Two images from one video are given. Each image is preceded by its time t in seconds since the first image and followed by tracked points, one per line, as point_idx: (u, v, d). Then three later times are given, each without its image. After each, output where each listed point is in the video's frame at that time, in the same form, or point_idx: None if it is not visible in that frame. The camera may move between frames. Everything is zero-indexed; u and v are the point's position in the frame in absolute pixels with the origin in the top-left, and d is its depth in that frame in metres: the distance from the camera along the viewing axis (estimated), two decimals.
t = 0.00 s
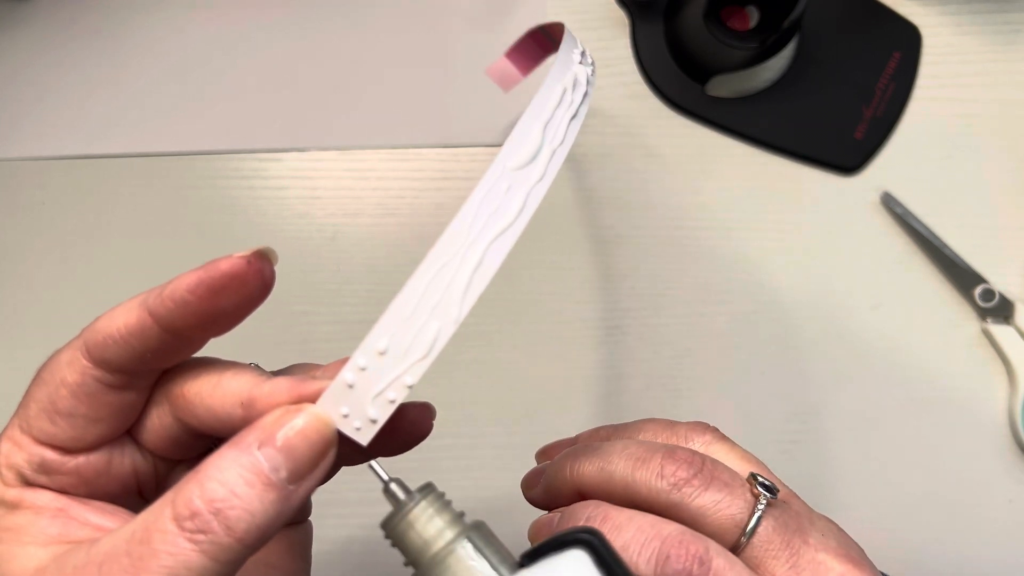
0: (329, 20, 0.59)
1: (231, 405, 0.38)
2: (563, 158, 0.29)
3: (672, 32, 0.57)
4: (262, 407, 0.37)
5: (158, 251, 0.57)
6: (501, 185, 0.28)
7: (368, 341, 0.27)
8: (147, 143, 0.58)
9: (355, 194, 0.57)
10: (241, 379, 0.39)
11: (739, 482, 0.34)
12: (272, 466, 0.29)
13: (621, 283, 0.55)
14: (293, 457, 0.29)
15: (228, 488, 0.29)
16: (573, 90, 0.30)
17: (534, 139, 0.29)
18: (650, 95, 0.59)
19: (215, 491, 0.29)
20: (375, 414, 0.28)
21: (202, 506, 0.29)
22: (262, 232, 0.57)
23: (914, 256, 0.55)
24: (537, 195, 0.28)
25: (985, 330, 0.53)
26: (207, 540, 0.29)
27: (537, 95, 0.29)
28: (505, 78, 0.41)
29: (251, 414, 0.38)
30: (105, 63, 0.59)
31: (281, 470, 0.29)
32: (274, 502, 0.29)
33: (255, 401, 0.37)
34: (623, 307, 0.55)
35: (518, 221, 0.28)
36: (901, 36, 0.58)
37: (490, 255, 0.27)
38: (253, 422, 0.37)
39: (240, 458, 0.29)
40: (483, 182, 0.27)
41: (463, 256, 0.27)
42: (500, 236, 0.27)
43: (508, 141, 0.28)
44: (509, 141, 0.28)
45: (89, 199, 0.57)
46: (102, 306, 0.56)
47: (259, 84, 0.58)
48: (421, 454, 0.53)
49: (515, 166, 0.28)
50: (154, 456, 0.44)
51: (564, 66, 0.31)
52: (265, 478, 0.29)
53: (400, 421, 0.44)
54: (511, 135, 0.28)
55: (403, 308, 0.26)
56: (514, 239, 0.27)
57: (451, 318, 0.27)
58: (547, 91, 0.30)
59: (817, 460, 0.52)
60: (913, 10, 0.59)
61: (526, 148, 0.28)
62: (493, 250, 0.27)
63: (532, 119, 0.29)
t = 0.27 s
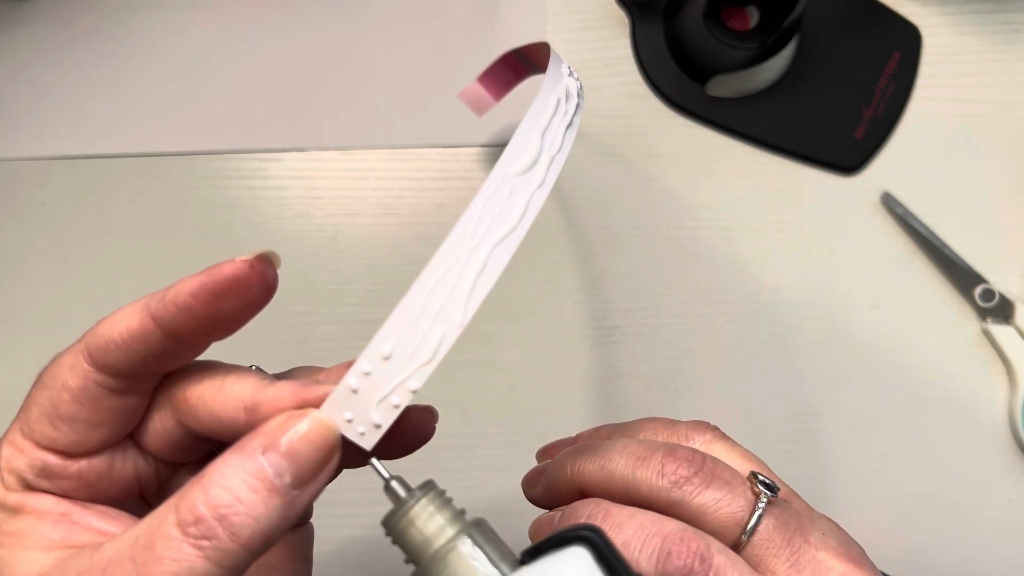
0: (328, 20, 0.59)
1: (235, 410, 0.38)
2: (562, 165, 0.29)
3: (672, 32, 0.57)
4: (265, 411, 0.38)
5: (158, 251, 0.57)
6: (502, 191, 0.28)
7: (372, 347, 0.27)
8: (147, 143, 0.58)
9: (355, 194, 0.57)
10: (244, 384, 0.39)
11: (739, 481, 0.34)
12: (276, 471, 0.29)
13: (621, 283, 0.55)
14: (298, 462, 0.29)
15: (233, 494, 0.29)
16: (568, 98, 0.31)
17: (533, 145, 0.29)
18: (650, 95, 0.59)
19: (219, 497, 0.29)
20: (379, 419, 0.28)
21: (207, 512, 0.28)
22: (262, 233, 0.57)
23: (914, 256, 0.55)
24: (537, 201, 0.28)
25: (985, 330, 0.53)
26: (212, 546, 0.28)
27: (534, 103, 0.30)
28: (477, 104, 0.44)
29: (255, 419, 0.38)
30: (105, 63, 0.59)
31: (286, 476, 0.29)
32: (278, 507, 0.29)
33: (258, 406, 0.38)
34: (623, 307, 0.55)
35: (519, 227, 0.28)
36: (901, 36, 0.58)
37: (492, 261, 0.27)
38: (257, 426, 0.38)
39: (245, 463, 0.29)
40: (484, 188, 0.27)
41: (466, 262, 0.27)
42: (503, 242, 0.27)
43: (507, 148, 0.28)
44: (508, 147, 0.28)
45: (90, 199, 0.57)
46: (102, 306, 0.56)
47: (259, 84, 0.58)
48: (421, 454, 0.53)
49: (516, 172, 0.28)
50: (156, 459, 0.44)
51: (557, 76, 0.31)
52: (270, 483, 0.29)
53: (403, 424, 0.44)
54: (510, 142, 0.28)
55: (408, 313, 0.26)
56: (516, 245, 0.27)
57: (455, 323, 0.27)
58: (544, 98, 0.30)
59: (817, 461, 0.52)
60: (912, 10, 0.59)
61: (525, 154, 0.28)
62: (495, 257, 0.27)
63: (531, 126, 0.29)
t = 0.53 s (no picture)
0: (329, 20, 0.59)
1: (235, 412, 0.39)
2: (571, 166, 0.29)
3: (672, 32, 0.57)
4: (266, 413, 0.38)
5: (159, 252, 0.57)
6: (507, 192, 0.28)
7: (373, 348, 0.27)
8: (147, 143, 0.58)
9: (355, 194, 0.57)
10: (245, 386, 0.39)
11: (741, 478, 0.34)
12: (277, 473, 0.29)
13: (621, 283, 0.55)
14: (299, 464, 0.29)
15: (234, 496, 0.29)
16: (579, 97, 0.30)
17: (541, 146, 0.29)
18: (650, 95, 0.59)
19: (220, 499, 0.29)
20: (379, 421, 0.28)
21: (207, 515, 0.28)
22: (262, 232, 0.57)
23: (914, 256, 0.55)
24: (542, 204, 0.28)
25: (985, 329, 0.53)
26: (213, 548, 0.28)
27: (544, 103, 0.29)
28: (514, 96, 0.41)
29: (255, 421, 0.38)
30: (105, 63, 0.59)
31: (286, 478, 0.29)
32: (279, 509, 0.29)
33: (259, 408, 0.38)
34: (623, 307, 0.55)
35: (523, 229, 0.28)
36: (901, 36, 0.58)
37: (495, 263, 0.27)
38: (258, 428, 0.38)
39: (246, 465, 0.29)
40: (488, 190, 0.27)
41: (469, 264, 0.27)
42: (506, 244, 0.27)
43: (514, 149, 0.28)
44: (515, 148, 0.28)
45: (89, 199, 0.57)
46: (102, 306, 0.56)
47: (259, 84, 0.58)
48: (421, 454, 0.53)
49: (521, 173, 0.28)
50: (155, 460, 0.44)
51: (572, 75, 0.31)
52: (270, 485, 0.29)
53: (403, 426, 0.44)
54: (517, 143, 0.28)
55: (408, 315, 0.26)
56: (519, 247, 0.27)
57: (456, 326, 0.27)
58: (554, 99, 0.30)
59: (817, 460, 0.52)
60: (913, 10, 0.59)
61: (532, 156, 0.28)
62: (497, 259, 0.27)
63: (540, 126, 0.29)
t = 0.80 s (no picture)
0: (329, 20, 0.59)
1: (234, 415, 0.38)
2: (561, 165, 0.29)
3: (672, 32, 0.57)
4: (265, 416, 0.38)
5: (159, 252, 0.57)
6: (501, 193, 0.28)
7: (372, 351, 0.27)
8: (147, 143, 0.58)
9: (355, 194, 0.57)
10: (244, 389, 0.39)
11: (739, 478, 0.34)
12: (277, 477, 0.29)
13: (621, 283, 0.55)
14: (298, 468, 0.29)
15: (234, 500, 0.29)
16: (567, 97, 0.31)
17: (532, 146, 0.29)
18: (650, 95, 0.59)
19: (220, 503, 0.29)
20: (379, 423, 0.28)
21: (208, 519, 0.29)
22: (262, 233, 0.57)
23: (914, 256, 0.55)
24: (536, 204, 0.28)
25: (985, 330, 0.53)
26: (213, 552, 0.29)
27: (533, 104, 0.30)
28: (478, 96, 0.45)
29: (255, 424, 0.38)
30: (105, 63, 0.59)
31: (286, 482, 0.29)
32: (279, 513, 0.29)
33: (259, 411, 0.38)
34: (623, 307, 0.55)
35: (518, 230, 0.28)
36: (901, 36, 0.58)
37: (492, 264, 0.27)
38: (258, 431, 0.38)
39: (246, 469, 0.29)
40: (483, 191, 0.27)
41: (467, 266, 0.27)
42: (503, 244, 0.27)
43: (506, 150, 0.28)
44: (507, 149, 0.28)
45: (89, 200, 0.57)
46: (103, 306, 0.56)
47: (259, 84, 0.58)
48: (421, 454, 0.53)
49: (515, 174, 0.28)
50: (155, 463, 0.44)
51: (557, 76, 0.31)
52: (271, 489, 0.29)
53: (403, 427, 0.44)
54: (509, 144, 0.28)
55: (408, 318, 0.26)
56: (516, 248, 0.28)
57: (455, 327, 0.27)
58: (542, 99, 0.30)
59: (817, 461, 0.52)
60: (913, 10, 0.59)
61: (525, 156, 0.28)
62: (495, 260, 0.27)
63: (530, 127, 0.29)
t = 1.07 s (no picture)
0: (329, 20, 0.59)
1: (235, 416, 0.38)
2: (565, 168, 0.29)
3: (672, 32, 0.57)
4: (266, 418, 0.38)
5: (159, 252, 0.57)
6: (504, 195, 0.28)
7: (373, 353, 0.27)
8: (147, 143, 0.58)
9: (355, 194, 0.57)
10: (245, 390, 0.39)
11: (736, 479, 0.34)
12: (278, 478, 0.29)
13: (621, 284, 0.55)
14: (299, 470, 0.29)
15: (235, 502, 0.29)
16: (572, 100, 0.30)
17: (536, 149, 0.29)
18: (650, 95, 0.59)
19: (221, 505, 0.29)
20: (380, 425, 0.28)
21: (209, 520, 0.29)
22: (262, 233, 0.57)
23: (914, 256, 0.55)
24: (539, 207, 0.28)
25: (985, 330, 0.53)
26: (214, 554, 0.29)
27: (538, 106, 0.30)
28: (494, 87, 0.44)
29: (255, 425, 0.38)
30: (105, 63, 0.59)
31: (287, 484, 0.29)
32: (281, 514, 0.29)
33: (259, 413, 0.38)
34: (623, 307, 0.55)
35: (520, 232, 0.28)
36: (901, 36, 0.58)
37: (493, 266, 0.27)
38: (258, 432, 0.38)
39: (247, 471, 0.29)
40: (486, 192, 0.27)
41: (468, 268, 0.27)
42: (505, 247, 0.27)
43: (510, 152, 0.28)
44: (511, 151, 0.28)
45: (89, 200, 0.57)
46: (103, 306, 0.56)
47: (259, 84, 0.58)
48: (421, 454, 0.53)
49: (518, 176, 0.28)
50: (156, 464, 0.44)
51: (563, 77, 0.31)
52: (272, 491, 0.29)
53: (403, 428, 0.43)
54: (513, 146, 0.28)
55: (409, 319, 0.26)
56: (518, 250, 0.27)
57: (456, 330, 0.27)
58: (547, 102, 0.30)
59: (817, 461, 0.52)
60: (913, 10, 0.59)
61: (528, 158, 0.28)
62: (496, 262, 0.27)
63: (535, 128, 0.29)
